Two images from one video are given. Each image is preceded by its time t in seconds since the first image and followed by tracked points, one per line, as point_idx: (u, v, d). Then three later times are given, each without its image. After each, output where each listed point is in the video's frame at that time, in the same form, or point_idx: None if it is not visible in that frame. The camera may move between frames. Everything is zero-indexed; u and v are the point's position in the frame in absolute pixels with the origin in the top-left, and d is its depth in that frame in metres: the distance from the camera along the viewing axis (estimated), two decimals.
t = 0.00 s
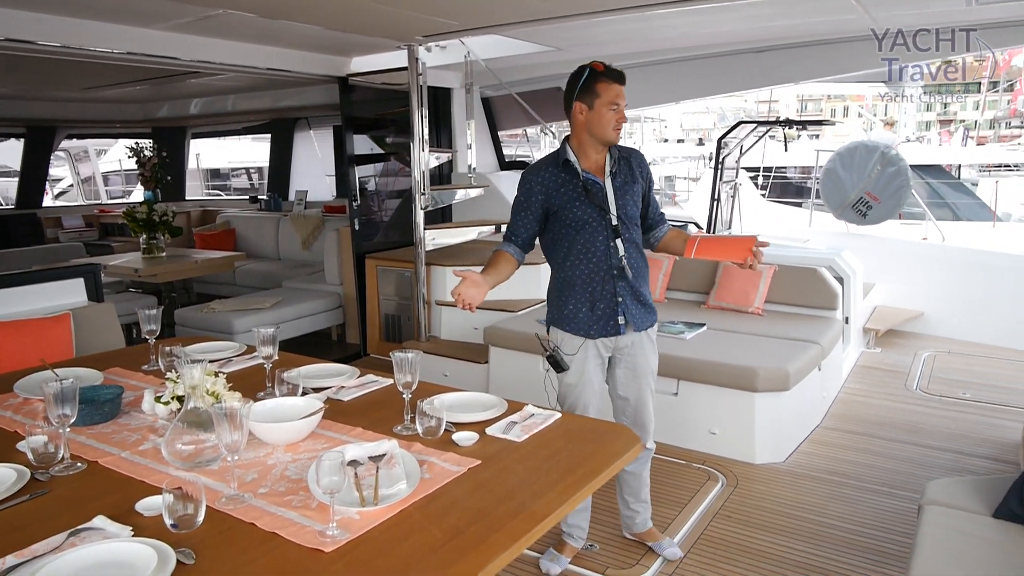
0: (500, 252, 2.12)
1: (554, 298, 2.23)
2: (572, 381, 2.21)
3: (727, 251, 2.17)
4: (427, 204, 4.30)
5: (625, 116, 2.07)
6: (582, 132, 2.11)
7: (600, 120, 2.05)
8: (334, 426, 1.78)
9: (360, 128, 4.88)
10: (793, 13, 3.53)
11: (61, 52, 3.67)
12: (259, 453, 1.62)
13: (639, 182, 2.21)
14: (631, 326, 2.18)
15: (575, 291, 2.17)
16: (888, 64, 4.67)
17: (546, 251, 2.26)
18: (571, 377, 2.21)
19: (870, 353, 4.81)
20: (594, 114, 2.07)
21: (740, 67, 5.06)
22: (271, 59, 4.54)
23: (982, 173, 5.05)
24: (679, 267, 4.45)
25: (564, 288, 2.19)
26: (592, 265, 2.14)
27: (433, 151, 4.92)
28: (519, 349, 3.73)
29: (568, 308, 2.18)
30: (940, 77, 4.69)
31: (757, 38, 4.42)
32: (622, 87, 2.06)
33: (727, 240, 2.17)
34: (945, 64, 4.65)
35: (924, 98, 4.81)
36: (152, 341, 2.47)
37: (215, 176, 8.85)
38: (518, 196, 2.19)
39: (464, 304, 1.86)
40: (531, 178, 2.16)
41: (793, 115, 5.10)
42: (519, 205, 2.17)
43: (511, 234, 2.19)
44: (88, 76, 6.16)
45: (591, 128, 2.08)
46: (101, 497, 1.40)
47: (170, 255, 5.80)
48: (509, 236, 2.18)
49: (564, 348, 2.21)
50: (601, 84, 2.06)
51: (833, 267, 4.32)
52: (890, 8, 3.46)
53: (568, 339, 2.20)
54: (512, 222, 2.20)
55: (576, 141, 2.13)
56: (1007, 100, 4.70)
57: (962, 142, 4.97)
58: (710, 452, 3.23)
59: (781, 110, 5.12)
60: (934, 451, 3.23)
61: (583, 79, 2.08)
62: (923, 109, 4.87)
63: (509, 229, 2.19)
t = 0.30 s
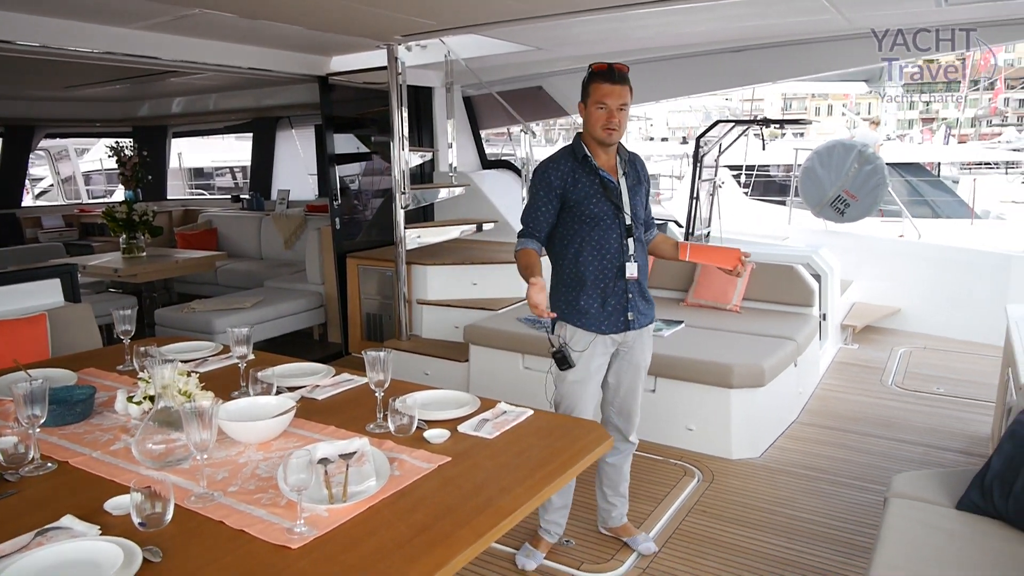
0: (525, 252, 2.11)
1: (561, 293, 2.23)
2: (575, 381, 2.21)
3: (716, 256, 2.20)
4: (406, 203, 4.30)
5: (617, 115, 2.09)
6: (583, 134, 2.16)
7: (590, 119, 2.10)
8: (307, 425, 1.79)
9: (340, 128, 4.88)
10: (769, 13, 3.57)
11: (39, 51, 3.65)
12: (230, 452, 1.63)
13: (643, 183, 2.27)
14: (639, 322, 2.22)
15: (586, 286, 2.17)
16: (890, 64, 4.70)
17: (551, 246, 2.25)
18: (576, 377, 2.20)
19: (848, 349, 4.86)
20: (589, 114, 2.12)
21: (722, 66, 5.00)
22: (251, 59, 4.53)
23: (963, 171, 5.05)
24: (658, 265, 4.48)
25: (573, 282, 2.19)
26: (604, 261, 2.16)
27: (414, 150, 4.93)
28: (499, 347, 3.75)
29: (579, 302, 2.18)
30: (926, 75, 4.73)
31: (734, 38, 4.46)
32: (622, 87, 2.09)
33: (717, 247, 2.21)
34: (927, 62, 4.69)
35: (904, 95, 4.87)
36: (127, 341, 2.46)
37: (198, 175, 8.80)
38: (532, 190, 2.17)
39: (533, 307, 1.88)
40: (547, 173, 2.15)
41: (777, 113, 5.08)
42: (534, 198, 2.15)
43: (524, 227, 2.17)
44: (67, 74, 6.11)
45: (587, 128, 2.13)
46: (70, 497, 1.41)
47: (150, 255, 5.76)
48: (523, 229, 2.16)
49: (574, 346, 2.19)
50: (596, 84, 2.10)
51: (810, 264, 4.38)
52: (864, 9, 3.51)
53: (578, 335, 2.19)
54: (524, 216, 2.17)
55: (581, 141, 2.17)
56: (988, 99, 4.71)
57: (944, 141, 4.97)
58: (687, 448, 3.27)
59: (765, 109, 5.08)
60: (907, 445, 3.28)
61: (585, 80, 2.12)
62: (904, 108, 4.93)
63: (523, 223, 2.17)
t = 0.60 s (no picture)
0: (539, 246, 2.06)
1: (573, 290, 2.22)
2: (602, 375, 2.19)
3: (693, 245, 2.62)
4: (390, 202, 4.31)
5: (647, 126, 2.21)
6: (605, 134, 2.20)
7: (629, 128, 2.17)
8: (284, 420, 1.81)
9: (325, 126, 4.89)
10: (746, 13, 3.62)
11: (21, 50, 3.64)
12: (207, 447, 1.65)
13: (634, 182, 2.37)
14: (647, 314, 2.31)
15: (602, 282, 2.19)
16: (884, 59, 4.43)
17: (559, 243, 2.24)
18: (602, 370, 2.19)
19: (829, 345, 4.93)
20: (625, 121, 2.17)
21: (705, 65, 4.88)
22: (234, 58, 4.54)
23: (948, 169, 5.32)
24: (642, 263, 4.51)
25: (587, 278, 2.20)
26: (618, 257, 2.20)
27: (399, 149, 4.95)
28: (482, 344, 3.78)
29: (597, 298, 2.18)
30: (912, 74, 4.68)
31: (715, 38, 4.51)
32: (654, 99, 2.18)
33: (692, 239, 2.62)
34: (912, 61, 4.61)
35: (887, 96, 4.88)
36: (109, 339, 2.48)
37: (185, 174, 8.79)
38: (547, 188, 2.14)
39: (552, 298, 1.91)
40: (564, 171, 2.13)
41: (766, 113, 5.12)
42: (553, 195, 2.12)
43: (542, 225, 2.12)
44: (50, 73, 6.09)
45: (620, 134, 2.19)
46: (45, 492, 1.43)
47: (135, 254, 5.75)
48: (540, 226, 2.12)
49: (599, 338, 2.19)
50: (635, 93, 2.14)
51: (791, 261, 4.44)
52: (839, 9, 3.56)
53: (604, 329, 2.18)
54: (541, 214, 2.13)
55: (600, 140, 2.20)
56: (974, 98, 4.73)
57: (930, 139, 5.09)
58: (667, 443, 3.32)
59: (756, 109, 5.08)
60: (883, 439, 3.33)
61: (618, 84, 2.14)
62: (888, 107, 5.00)
63: (540, 221, 2.12)
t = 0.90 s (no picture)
0: (560, 243, 2.10)
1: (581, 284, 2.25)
2: (633, 364, 2.24)
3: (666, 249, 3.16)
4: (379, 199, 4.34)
5: (652, 119, 2.29)
6: (611, 131, 2.28)
7: (634, 122, 2.25)
8: (267, 414, 1.84)
9: (314, 124, 4.91)
10: (731, 12, 3.66)
11: (10, 48, 3.65)
12: (190, 439, 1.68)
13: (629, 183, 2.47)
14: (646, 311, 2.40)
15: (611, 276, 2.25)
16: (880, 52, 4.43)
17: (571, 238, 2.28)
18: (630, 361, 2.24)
19: (814, 341, 4.99)
20: (628, 115, 2.25)
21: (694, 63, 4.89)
22: (223, 56, 4.55)
23: (938, 168, 5.38)
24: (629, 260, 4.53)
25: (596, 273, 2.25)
26: (628, 254, 2.27)
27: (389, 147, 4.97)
28: (470, 340, 3.81)
29: (609, 292, 2.24)
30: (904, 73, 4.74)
31: (702, 37, 4.54)
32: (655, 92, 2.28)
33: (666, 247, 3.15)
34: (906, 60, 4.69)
35: (878, 94, 4.89)
36: (95, 335, 2.50)
37: (176, 172, 8.79)
38: (567, 180, 2.19)
39: (582, 301, 1.96)
40: (585, 164, 2.19)
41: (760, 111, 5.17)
42: (574, 187, 2.17)
43: (563, 216, 2.16)
44: (40, 71, 6.08)
45: (626, 128, 2.26)
46: (30, 482, 1.45)
47: (125, 251, 5.76)
48: (561, 218, 2.15)
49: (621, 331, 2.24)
50: (635, 87, 2.23)
51: (776, 258, 4.49)
52: (822, 9, 3.60)
53: (624, 324, 2.24)
54: (561, 205, 2.17)
55: (608, 136, 2.28)
56: (966, 96, 4.73)
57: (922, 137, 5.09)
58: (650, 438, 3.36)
59: (750, 107, 5.16)
60: (865, 433, 3.38)
61: (622, 80, 2.23)
62: (879, 105, 4.99)
63: (560, 212, 2.16)
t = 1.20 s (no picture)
0: (586, 246, 2.19)
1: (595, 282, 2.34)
2: (648, 357, 2.39)
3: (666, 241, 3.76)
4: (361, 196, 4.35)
5: (655, 114, 2.37)
6: (618, 130, 2.36)
7: (639, 120, 2.33)
8: (244, 407, 1.87)
9: (297, 121, 4.91)
10: (710, 10, 3.69)
11: None
12: (167, 432, 1.70)
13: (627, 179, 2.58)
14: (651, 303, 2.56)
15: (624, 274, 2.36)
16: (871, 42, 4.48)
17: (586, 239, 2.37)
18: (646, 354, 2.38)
19: (794, 336, 5.04)
20: (633, 114, 2.33)
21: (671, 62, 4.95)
22: (205, 52, 4.54)
23: (921, 164, 5.05)
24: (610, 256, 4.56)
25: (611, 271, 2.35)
26: (642, 252, 2.40)
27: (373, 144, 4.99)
28: (452, 335, 3.83)
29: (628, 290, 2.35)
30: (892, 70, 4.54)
31: (682, 34, 4.57)
32: (658, 89, 2.36)
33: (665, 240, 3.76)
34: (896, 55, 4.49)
35: (861, 91, 4.70)
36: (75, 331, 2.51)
37: (160, 168, 8.75)
38: (588, 183, 2.27)
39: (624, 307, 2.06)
40: (605, 167, 2.27)
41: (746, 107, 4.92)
42: (597, 191, 2.25)
43: (586, 219, 2.24)
44: (20, 66, 6.03)
45: (631, 127, 2.35)
46: (6, 475, 1.47)
47: (108, 248, 5.73)
48: (586, 220, 2.23)
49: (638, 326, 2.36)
50: (638, 87, 2.30)
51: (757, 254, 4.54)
52: (799, 7, 3.63)
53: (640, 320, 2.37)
54: (585, 207, 2.24)
55: (615, 135, 2.37)
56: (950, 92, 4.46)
57: (908, 134, 4.81)
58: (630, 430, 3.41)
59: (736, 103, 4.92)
60: (839, 425, 3.44)
61: (626, 82, 2.31)
62: (860, 103, 4.78)
63: (584, 214, 2.24)
